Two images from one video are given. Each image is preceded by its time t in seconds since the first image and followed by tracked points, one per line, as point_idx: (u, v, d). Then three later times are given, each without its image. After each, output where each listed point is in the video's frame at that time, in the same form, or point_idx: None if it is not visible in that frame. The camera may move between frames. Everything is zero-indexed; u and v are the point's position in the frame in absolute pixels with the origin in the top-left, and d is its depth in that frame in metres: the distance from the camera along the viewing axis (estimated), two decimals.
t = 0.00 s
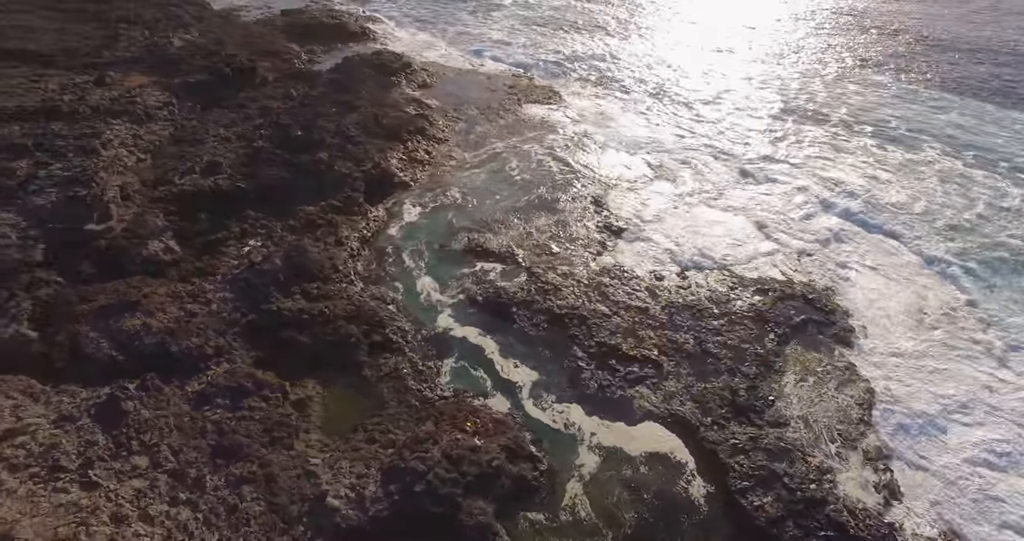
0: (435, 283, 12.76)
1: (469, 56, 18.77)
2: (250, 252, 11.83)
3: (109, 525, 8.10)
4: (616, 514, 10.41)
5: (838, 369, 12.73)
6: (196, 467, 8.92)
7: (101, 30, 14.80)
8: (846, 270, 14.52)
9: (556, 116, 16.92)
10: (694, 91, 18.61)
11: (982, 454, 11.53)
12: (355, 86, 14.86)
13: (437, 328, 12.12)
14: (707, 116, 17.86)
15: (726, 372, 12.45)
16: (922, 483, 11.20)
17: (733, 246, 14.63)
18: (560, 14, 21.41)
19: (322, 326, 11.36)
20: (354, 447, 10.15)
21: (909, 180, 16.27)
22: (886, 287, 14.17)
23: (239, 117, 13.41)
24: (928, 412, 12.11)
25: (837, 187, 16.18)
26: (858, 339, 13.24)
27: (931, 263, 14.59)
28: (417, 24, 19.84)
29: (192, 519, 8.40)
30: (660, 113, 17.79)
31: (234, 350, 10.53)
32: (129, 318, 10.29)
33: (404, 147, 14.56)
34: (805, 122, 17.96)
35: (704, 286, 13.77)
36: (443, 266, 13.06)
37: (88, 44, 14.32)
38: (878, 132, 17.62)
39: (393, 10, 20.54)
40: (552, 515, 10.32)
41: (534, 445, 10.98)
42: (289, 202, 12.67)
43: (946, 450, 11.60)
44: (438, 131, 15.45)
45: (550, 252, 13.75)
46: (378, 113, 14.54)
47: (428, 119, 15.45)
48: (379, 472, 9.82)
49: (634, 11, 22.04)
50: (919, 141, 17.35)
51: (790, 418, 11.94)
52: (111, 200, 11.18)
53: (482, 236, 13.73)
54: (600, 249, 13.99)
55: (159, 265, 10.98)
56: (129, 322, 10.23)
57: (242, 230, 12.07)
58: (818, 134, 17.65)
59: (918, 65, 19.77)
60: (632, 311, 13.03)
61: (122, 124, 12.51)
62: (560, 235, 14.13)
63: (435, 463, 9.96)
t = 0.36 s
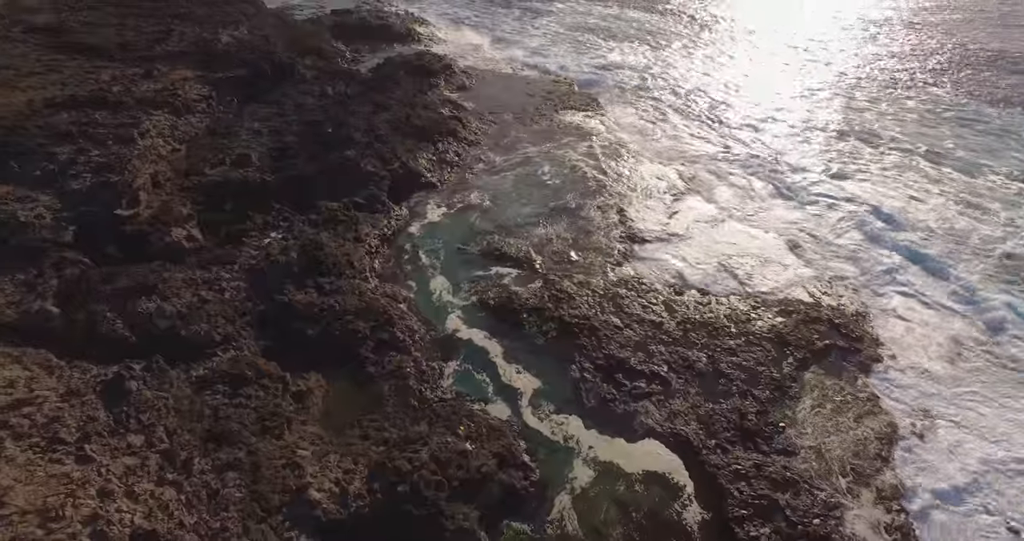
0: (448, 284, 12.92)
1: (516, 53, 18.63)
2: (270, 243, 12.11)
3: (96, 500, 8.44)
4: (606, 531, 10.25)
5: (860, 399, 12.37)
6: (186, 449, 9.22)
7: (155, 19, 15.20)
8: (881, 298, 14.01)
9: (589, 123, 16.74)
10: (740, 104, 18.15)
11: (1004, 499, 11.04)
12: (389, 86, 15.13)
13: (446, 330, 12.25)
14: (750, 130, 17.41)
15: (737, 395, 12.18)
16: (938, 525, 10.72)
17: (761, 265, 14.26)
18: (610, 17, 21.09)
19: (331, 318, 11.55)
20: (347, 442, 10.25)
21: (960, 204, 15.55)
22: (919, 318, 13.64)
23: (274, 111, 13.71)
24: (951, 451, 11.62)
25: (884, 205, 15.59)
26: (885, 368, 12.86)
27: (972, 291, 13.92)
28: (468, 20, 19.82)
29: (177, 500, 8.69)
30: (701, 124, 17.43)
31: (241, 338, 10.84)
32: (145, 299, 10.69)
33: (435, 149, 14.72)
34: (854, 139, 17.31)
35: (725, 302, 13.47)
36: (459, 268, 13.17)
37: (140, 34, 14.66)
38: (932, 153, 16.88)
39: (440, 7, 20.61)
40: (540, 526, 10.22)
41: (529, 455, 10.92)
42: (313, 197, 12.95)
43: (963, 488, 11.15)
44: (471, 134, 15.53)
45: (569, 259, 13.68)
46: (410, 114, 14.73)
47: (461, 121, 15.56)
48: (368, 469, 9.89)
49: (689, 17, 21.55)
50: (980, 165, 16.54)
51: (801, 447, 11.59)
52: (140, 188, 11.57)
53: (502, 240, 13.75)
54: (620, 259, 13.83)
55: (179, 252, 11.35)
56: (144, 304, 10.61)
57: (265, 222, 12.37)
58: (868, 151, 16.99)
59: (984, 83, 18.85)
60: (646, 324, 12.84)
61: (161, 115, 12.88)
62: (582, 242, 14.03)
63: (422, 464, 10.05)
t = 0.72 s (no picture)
0: (466, 285, 13.02)
1: (566, 53, 18.44)
2: (295, 235, 12.42)
3: (94, 469, 8.85)
4: None
5: (884, 436, 11.88)
6: (185, 428, 9.56)
7: (212, 11, 15.65)
8: (920, 330, 13.37)
9: (632, 131, 16.48)
10: (795, 119, 17.57)
11: None
12: (431, 87, 15.35)
13: (459, 331, 12.34)
14: (802, 146, 16.82)
15: (751, 419, 11.80)
16: None
17: (792, 290, 13.85)
18: (670, 21, 20.64)
19: (345, 313, 11.78)
20: (344, 435, 10.43)
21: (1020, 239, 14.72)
22: (958, 356, 13.00)
23: (314, 107, 14.02)
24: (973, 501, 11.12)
25: (936, 233, 14.88)
26: (912, 404, 12.34)
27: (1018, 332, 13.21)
28: (522, 15, 19.64)
29: (170, 477, 9.04)
30: (750, 138, 16.91)
31: (255, 325, 11.15)
32: (169, 280, 11.08)
33: (470, 150, 14.81)
34: (914, 162, 16.49)
35: (749, 323, 13.11)
36: (480, 270, 13.24)
37: (198, 25, 15.09)
38: (997, 181, 16.00)
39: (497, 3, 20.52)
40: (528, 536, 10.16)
41: (526, 463, 10.88)
42: (343, 190, 13.21)
43: None
44: (509, 136, 15.54)
45: (593, 267, 13.53)
46: (448, 114, 14.93)
47: (500, 123, 15.60)
48: (359, 463, 10.03)
49: (753, 25, 20.89)
50: None
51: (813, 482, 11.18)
52: (176, 175, 11.99)
53: (528, 244, 13.73)
54: (646, 272, 13.61)
55: (207, 238, 11.72)
56: (167, 286, 10.98)
57: (293, 213, 12.69)
58: (926, 174, 16.19)
59: None
60: (663, 339, 12.60)
61: (205, 106, 13.32)
62: (609, 251, 13.84)
63: (412, 464, 10.13)
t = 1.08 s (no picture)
0: (482, 286, 13.05)
1: (611, 58, 18.22)
2: (317, 228, 12.65)
3: (93, 442, 9.22)
4: None
5: (905, 472, 11.26)
6: (184, 410, 9.87)
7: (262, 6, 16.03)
8: (953, 367, 12.75)
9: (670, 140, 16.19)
10: (847, 136, 16.88)
11: None
12: (467, 89, 15.46)
13: (470, 332, 12.36)
14: (851, 165, 16.15)
15: (761, 443, 11.39)
16: None
17: (821, 312, 13.32)
18: (726, 30, 20.14)
19: (357, 308, 11.93)
20: (340, 428, 10.57)
21: None
22: (993, 397, 12.34)
23: (349, 104, 14.26)
24: None
25: (983, 265, 14.16)
26: (939, 441, 11.71)
27: None
28: (571, 20, 19.54)
29: (164, 455, 9.34)
30: (796, 153, 16.34)
31: (267, 314, 11.41)
32: (189, 266, 11.42)
33: (501, 152, 14.81)
34: (968, 187, 15.71)
35: (771, 344, 12.68)
36: (498, 273, 13.25)
37: (247, 20, 15.51)
38: None
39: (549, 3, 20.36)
40: None
41: (520, 471, 10.79)
42: (369, 187, 13.39)
43: None
44: (543, 140, 15.46)
45: (613, 277, 13.35)
46: (481, 116, 15.01)
47: (536, 126, 15.54)
48: (350, 458, 10.15)
49: (813, 37, 20.20)
50: None
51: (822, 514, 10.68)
52: (207, 164, 12.34)
53: (549, 251, 13.67)
54: (667, 285, 13.35)
55: (230, 226, 12.04)
56: (186, 271, 11.32)
57: (318, 207, 12.91)
58: (980, 201, 15.42)
59: None
60: (677, 354, 12.31)
61: (244, 99, 13.68)
62: (632, 262, 13.63)
63: (401, 463, 10.20)
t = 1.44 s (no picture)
0: (496, 287, 13.01)
1: (657, 67, 17.98)
2: (338, 223, 12.82)
3: (94, 415, 9.60)
4: None
5: (922, 513, 10.59)
6: (184, 391, 10.17)
7: (310, 6, 16.51)
8: (986, 406, 12.03)
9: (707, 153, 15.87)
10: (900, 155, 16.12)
11: None
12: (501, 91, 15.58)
13: (478, 334, 12.33)
14: (900, 186, 15.42)
15: (766, 469, 10.93)
16: None
17: (847, 338, 12.76)
18: (782, 41, 19.54)
19: (368, 303, 12.01)
20: (335, 420, 10.68)
21: None
22: None
23: (382, 102, 14.53)
24: None
25: None
26: (964, 483, 10.97)
27: None
28: (621, 25, 19.31)
29: (158, 434, 9.66)
30: (841, 170, 15.71)
31: (279, 303, 11.62)
32: (207, 252, 11.75)
33: (531, 155, 14.73)
34: (1022, 217, 14.88)
35: (788, 367, 12.23)
36: (513, 276, 13.18)
37: (293, 18, 16.03)
38: None
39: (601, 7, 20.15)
40: None
41: (512, 477, 10.66)
42: (394, 184, 13.53)
43: None
44: (576, 145, 15.31)
45: (631, 288, 13.10)
46: (513, 119, 15.02)
47: (569, 131, 15.41)
48: (340, 450, 10.27)
49: (875, 50, 19.38)
50: None
51: None
52: (235, 155, 12.79)
53: (569, 257, 13.51)
54: (687, 299, 13.00)
55: (252, 216, 12.34)
56: (205, 258, 11.67)
57: (341, 201, 13.10)
58: None
59: None
60: (687, 370, 11.97)
61: (279, 94, 14.11)
62: (653, 273, 13.35)
63: (389, 459, 10.26)
